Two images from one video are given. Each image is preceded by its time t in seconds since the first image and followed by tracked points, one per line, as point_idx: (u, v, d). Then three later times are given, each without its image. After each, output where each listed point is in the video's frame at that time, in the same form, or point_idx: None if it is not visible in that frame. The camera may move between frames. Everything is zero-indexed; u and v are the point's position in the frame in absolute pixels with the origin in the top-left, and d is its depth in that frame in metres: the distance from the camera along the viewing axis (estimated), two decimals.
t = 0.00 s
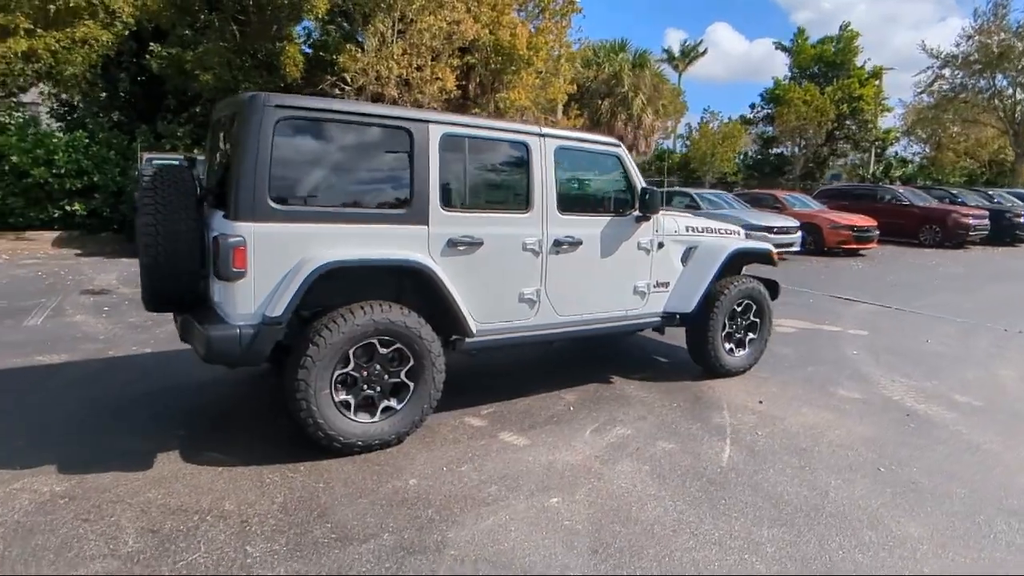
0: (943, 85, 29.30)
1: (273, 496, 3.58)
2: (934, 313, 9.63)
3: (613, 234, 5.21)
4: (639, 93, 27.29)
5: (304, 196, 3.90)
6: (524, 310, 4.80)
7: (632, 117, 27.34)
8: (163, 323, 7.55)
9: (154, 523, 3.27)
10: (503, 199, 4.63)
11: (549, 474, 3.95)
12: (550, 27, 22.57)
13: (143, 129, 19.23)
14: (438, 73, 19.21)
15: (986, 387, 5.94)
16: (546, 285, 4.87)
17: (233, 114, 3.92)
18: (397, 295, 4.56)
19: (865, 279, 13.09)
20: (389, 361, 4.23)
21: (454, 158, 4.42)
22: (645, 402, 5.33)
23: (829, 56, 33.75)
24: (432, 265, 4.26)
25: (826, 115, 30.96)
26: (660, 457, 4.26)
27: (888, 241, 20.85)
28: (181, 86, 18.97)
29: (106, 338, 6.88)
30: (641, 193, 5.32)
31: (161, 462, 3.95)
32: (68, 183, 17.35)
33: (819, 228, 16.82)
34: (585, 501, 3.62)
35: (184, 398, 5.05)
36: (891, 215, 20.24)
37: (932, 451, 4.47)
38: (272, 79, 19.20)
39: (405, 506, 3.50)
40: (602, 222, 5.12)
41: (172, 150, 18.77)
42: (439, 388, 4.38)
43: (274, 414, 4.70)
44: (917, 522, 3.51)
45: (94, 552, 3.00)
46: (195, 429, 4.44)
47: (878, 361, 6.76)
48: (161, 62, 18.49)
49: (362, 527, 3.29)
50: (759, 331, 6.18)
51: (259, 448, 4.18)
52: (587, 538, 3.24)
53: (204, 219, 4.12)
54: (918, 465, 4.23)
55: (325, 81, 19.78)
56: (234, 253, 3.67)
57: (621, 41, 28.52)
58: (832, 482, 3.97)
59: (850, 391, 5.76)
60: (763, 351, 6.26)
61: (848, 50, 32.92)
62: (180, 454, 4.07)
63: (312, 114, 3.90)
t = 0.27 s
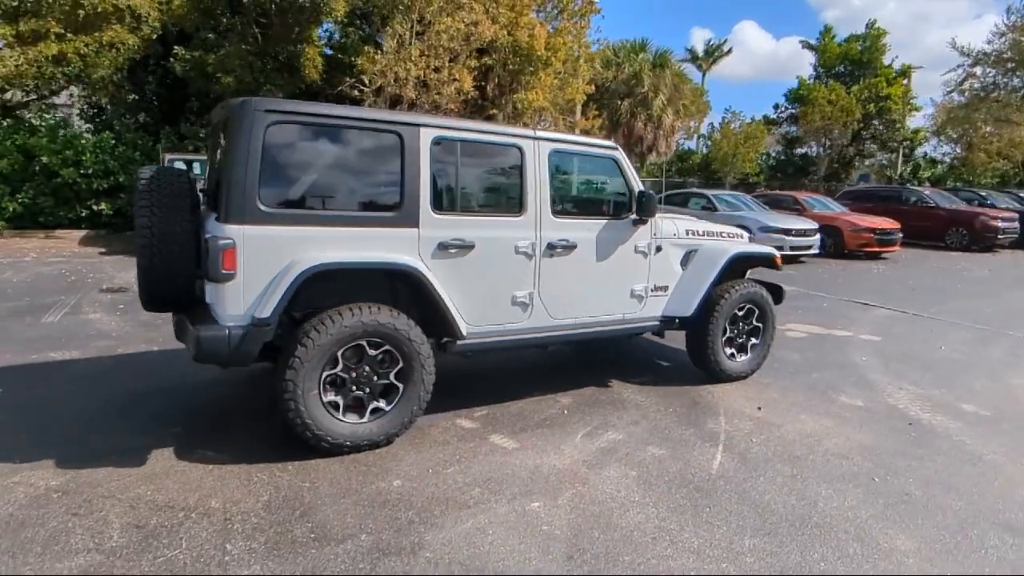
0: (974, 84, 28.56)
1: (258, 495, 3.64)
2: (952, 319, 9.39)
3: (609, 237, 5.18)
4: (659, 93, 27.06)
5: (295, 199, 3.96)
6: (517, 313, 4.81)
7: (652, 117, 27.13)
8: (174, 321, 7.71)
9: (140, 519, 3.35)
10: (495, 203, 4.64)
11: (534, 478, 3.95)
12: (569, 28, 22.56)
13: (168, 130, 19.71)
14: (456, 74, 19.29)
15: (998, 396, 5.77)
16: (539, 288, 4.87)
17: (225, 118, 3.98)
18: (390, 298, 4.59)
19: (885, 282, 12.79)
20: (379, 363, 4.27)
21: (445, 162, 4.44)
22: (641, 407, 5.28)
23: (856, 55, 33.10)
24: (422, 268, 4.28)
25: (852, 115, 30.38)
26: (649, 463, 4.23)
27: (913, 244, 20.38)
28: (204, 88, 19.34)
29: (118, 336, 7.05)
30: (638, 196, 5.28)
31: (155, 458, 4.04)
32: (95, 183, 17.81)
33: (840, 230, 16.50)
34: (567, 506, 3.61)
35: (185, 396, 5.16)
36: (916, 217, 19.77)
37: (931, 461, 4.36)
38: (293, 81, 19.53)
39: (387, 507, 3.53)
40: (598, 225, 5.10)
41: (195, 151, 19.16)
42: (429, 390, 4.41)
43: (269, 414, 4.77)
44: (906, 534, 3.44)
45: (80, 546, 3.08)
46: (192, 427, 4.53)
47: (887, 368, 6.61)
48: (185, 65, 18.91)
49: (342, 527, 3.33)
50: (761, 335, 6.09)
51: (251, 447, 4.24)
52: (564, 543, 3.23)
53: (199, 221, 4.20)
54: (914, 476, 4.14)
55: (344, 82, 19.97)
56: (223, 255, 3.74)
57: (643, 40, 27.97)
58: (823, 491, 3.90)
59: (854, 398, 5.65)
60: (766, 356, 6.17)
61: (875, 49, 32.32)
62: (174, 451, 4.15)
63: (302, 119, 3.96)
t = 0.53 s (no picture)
0: (1007, 82, 27.76)
1: (245, 488, 3.68)
2: (972, 323, 9.13)
3: (607, 236, 5.13)
4: (679, 93, 26.73)
5: (288, 198, 4.01)
6: (511, 312, 4.79)
7: (672, 117, 26.83)
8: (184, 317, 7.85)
9: (127, 510, 3.40)
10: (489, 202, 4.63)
11: (521, 477, 3.93)
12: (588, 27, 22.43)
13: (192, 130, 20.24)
14: (473, 74, 19.33)
15: (1012, 403, 5.59)
16: (533, 288, 4.84)
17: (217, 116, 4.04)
18: (385, 296, 4.61)
19: (906, 285, 12.48)
20: (370, 360, 4.30)
21: (437, 161, 4.44)
22: (638, 408, 5.23)
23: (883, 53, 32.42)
24: (412, 266, 4.29)
25: (878, 114, 29.73)
26: (639, 465, 4.18)
27: (939, 246, 19.87)
28: (226, 89, 19.67)
29: (128, 331, 7.19)
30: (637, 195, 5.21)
31: (148, 451, 4.11)
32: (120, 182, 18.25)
33: (862, 232, 16.13)
34: (550, 507, 3.58)
35: (185, 390, 5.24)
36: (942, 219, 19.28)
37: (933, 468, 4.24)
38: (313, 82, 19.82)
39: (370, 503, 3.55)
40: (595, 225, 5.05)
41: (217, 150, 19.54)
42: (421, 387, 4.42)
43: (265, 409, 4.82)
44: (898, 543, 3.34)
45: (65, 535, 3.15)
46: (188, 419, 4.60)
47: (896, 373, 6.45)
48: (208, 66, 19.27)
49: (323, 522, 3.35)
50: (765, 338, 5.99)
51: (243, 440, 4.29)
52: (543, 543, 3.21)
53: (194, 219, 4.25)
54: (913, 483, 4.02)
55: (363, 83, 20.14)
56: (214, 251, 3.79)
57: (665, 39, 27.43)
58: (815, 498, 3.81)
59: (858, 402, 5.52)
60: (771, 359, 6.05)
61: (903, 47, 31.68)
62: (168, 444, 4.22)
63: (293, 118, 4.00)
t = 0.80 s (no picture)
0: None
1: (230, 480, 3.71)
2: (993, 327, 8.85)
3: (603, 233, 5.07)
4: (699, 93, 26.34)
5: (277, 191, 4.03)
6: (504, 309, 4.76)
7: (691, 116, 26.52)
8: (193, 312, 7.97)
9: (112, 498, 3.45)
10: (481, 198, 4.61)
11: (506, 475, 3.88)
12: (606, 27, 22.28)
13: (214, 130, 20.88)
14: (490, 74, 19.32)
15: None
16: (527, 285, 4.80)
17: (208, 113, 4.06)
18: (376, 292, 4.60)
19: (928, 288, 12.14)
20: (359, 354, 4.30)
21: (428, 156, 4.43)
22: (634, 408, 5.15)
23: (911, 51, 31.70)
24: (403, 261, 4.28)
25: (906, 113, 29.02)
26: (628, 464, 4.11)
27: (966, 249, 19.32)
28: (247, 90, 19.96)
29: (138, 325, 7.33)
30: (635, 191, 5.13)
31: (141, 442, 4.17)
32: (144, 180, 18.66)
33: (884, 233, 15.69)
34: (532, 504, 3.53)
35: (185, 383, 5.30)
36: (970, 221, 18.74)
37: (934, 474, 4.09)
38: (332, 83, 20.06)
39: (351, 497, 3.55)
40: (591, 221, 5.00)
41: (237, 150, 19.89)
42: (410, 382, 4.42)
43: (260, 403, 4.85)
44: (888, 549, 3.23)
45: (49, 522, 3.20)
46: (183, 411, 4.66)
47: (907, 376, 6.27)
48: (229, 67, 19.60)
49: (302, 515, 3.35)
50: (769, 338, 5.87)
51: (234, 433, 4.32)
52: (520, 542, 3.16)
53: (187, 212, 4.28)
54: (912, 488, 3.89)
55: (381, 83, 20.27)
56: (203, 244, 3.82)
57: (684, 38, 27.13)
58: (807, 501, 3.71)
59: (863, 405, 5.37)
60: (774, 360, 5.94)
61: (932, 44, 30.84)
62: (161, 436, 4.27)
63: (282, 113, 4.02)
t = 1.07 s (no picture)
0: None
1: (217, 476, 3.75)
2: (1015, 333, 8.57)
3: (599, 234, 5.01)
4: (720, 93, 25.89)
5: (269, 190, 4.07)
6: (497, 309, 4.74)
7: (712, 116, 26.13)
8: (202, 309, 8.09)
9: (99, 492, 3.50)
10: (474, 197, 4.59)
11: (491, 477, 3.87)
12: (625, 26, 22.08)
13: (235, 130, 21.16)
14: (507, 75, 19.30)
15: None
16: (520, 285, 4.77)
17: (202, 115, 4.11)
18: (368, 291, 4.61)
19: (951, 292, 11.78)
20: (349, 354, 4.31)
21: (421, 156, 4.43)
22: (630, 411, 5.09)
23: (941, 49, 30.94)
24: (392, 260, 4.28)
25: (935, 113, 28.27)
26: (617, 469, 4.05)
27: (995, 252, 18.76)
28: (267, 91, 20.23)
29: (147, 322, 7.46)
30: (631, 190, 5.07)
31: (135, 437, 4.23)
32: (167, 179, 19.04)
33: (907, 236, 15.32)
34: (513, 507, 3.51)
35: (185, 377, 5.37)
36: (998, 223, 18.21)
37: (933, 485, 3.97)
38: (351, 84, 20.22)
39: (333, 496, 3.55)
40: (587, 222, 4.95)
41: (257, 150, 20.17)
42: (400, 381, 4.42)
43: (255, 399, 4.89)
44: (876, 561, 3.14)
45: (36, 514, 3.27)
46: (180, 407, 4.72)
47: (917, 383, 6.09)
48: (250, 68, 19.93)
49: (282, 513, 3.37)
50: (772, 342, 5.75)
51: (226, 430, 4.37)
52: (496, 545, 3.14)
53: (184, 211, 4.35)
54: (909, 499, 3.77)
55: (398, 84, 20.31)
56: (193, 243, 3.86)
57: (705, 37, 26.77)
58: (796, 510, 3.62)
59: (867, 412, 5.24)
60: (778, 365, 5.82)
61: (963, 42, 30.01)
62: (155, 431, 4.33)
63: (274, 112, 4.06)
